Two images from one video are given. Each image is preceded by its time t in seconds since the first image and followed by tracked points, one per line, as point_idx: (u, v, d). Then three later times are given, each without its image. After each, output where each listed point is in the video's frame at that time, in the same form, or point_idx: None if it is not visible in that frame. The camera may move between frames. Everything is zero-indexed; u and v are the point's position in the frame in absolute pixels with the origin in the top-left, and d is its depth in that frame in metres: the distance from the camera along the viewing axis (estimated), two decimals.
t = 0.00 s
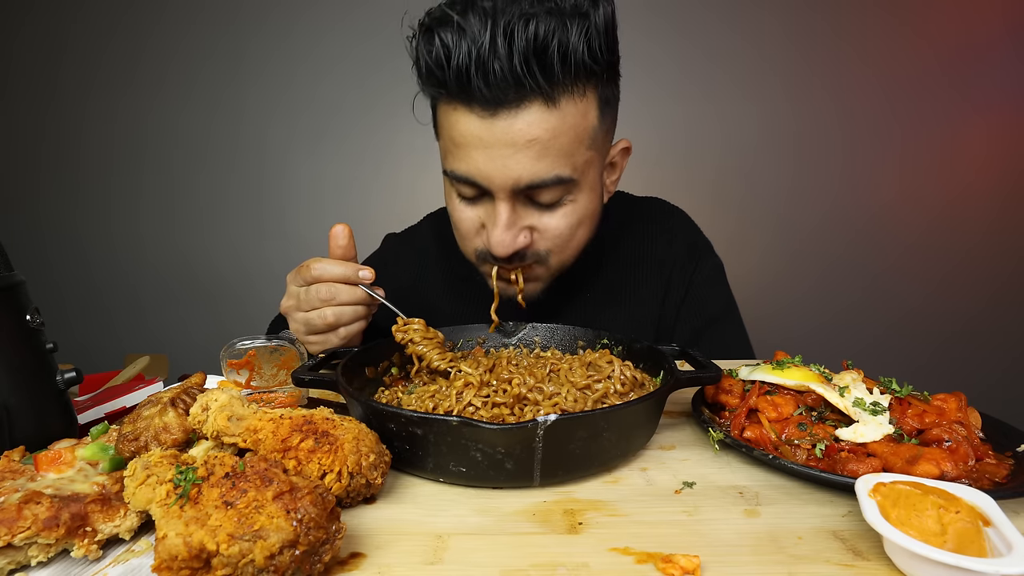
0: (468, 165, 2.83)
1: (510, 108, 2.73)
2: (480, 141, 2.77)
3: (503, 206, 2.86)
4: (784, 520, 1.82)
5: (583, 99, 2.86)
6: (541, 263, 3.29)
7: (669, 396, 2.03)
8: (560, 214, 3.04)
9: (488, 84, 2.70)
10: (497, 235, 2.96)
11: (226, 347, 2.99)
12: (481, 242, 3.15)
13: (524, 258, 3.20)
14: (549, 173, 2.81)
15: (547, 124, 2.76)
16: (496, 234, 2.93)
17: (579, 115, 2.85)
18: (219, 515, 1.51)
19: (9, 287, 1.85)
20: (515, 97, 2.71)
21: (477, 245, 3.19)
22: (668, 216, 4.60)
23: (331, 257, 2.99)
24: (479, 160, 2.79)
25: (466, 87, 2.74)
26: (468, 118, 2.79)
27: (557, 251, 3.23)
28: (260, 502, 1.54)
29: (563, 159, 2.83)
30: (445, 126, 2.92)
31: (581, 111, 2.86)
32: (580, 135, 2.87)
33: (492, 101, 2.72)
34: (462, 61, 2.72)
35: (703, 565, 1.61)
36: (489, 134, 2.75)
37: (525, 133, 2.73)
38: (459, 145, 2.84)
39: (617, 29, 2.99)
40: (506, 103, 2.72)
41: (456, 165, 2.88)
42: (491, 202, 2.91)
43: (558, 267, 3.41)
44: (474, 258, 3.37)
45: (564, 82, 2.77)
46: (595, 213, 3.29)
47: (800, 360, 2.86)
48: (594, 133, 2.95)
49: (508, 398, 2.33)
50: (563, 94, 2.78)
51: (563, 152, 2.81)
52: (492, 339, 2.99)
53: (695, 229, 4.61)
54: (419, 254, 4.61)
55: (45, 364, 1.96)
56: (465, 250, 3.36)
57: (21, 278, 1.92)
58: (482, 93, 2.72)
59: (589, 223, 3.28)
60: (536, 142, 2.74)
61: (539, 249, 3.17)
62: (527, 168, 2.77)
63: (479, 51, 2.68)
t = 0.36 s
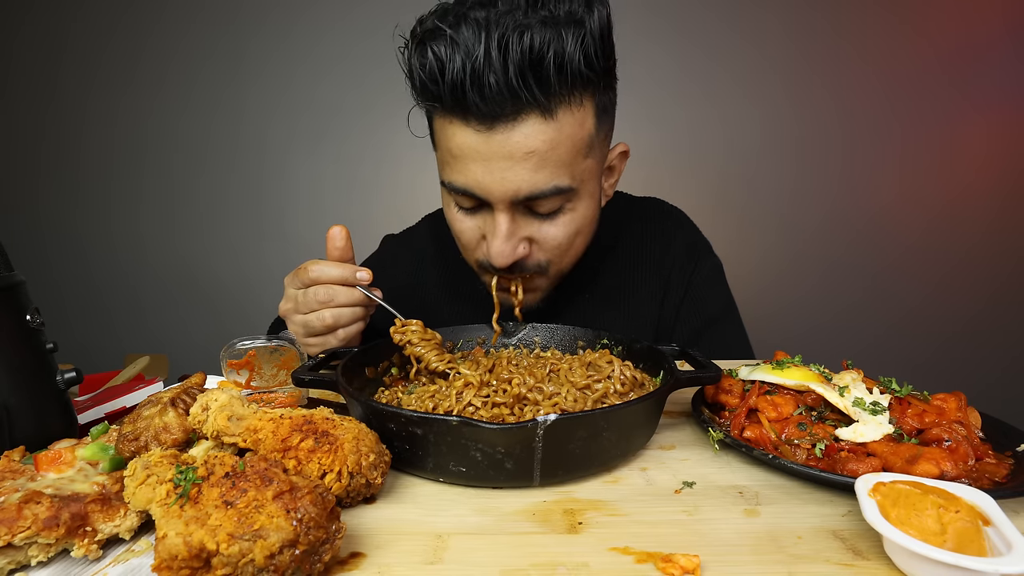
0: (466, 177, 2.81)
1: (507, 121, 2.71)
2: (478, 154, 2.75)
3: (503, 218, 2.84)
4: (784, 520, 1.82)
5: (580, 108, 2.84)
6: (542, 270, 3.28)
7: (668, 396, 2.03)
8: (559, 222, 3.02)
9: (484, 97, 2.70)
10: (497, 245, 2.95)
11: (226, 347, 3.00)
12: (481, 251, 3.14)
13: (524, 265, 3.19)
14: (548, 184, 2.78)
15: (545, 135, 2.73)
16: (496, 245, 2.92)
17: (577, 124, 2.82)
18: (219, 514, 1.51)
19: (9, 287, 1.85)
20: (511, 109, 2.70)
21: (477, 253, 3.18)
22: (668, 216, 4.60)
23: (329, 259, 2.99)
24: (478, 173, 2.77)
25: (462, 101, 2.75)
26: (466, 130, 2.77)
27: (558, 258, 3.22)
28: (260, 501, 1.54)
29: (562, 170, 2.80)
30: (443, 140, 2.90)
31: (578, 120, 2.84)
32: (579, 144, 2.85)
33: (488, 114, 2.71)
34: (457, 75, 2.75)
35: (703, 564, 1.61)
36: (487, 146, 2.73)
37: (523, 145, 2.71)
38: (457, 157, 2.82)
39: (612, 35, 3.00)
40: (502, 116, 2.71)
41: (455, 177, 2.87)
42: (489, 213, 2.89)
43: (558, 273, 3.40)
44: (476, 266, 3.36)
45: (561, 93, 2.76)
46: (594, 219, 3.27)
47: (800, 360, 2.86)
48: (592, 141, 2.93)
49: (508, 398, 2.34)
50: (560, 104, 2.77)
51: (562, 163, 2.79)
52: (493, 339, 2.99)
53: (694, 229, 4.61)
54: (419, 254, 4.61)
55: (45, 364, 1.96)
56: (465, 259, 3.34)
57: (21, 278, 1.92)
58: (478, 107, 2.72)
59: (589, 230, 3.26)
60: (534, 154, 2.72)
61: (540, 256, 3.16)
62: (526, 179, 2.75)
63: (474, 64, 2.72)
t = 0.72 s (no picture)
0: (464, 167, 2.81)
1: (505, 112, 2.72)
2: (477, 144, 2.76)
3: (499, 209, 2.84)
4: (783, 520, 1.82)
5: (580, 103, 2.85)
6: (538, 268, 3.27)
7: (668, 396, 2.03)
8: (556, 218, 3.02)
9: (484, 87, 2.71)
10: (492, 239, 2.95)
11: (226, 347, 3.00)
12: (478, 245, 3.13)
13: (520, 262, 3.18)
14: (545, 177, 2.78)
15: (544, 127, 2.74)
16: (491, 238, 2.91)
17: (576, 118, 2.83)
18: (219, 514, 1.51)
19: (9, 287, 1.85)
20: (511, 100, 2.71)
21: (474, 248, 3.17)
22: (667, 216, 4.60)
23: (330, 260, 2.99)
24: (475, 162, 2.77)
25: (463, 90, 2.75)
26: (466, 120, 2.78)
27: (554, 255, 3.21)
28: (260, 501, 1.54)
29: (560, 163, 2.80)
30: (442, 130, 2.91)
31: (578, 114, 2.84)
32: (577, 139, 2.86)
33: (488, 104, 2.72)
34: (458, 64, 2.75)
35: (703, 564, 1.61)
36: (486, 136, 2.74)
37: (522, 135, 2.72)
38: (456, 147, 2.83)
39: (615, 34, 3.00)
40: (501, 107, 2.72)
41: (452, 167, 2.87)
42: (486, 204, 2.89)
43: (554, 272, 3.39)
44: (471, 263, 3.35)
45: (561, 87, 2.77)
46: (592, 218, 3.27)
47: (800, 359, 2.86)
48: (591, 137, 2.94)
49: (508, 398, 2.34)
50: (559, 98, 2.77)
51: (560, 156, 2.79)
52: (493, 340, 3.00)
53: (694, 229, 4.61)
54: (419, 254, 4.61)
55: (45, 364, 1.96)
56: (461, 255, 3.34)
57: (21, 278, 1.92)
58: (478, 97, 2.73)
59: (585, 228, 3.26)
60: (533, 145, 2.73)
61: (536, 253, 3.15)
62: (523, 170, 2.75)
63: (476, 54, 2.72)
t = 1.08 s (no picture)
0: (461, 162, 2.87)
1: (501, 109, 2.77)
2: (473, 139, 2.82)
3: (495, 205, 2.89)
4: (784, 520, 1.82)
5: (576, 100, 2.88)
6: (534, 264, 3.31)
7: (668, 395, 2.03)
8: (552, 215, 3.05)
9: (481, 85, 2.74)
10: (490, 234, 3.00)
11: (226, 347, 3.00)
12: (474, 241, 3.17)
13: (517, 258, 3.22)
14: (540, 173, 2.83)
15: (539, 124, 2.80)
16: (487, 233, 2.97)
17: (572, 116, 2.88)
18: (219, 514, 1.51)
19: (9, 287, 1.85)
20: (506, 98, 2.75)
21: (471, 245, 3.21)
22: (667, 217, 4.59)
23: (329, 259, 2.98)
24: (471, 157, 2.84)
25: (459, 88, 2.78)
26: (462, 116, 2.83)
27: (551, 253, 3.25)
28: (260, 501, 1.54)
29: (554, 159, 2.86)
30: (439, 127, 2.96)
31: (575, 112, 2.89)
32: (573, 137, 2.91)
33: (484, 101, 2.77)
34: (455, 62, 2.75)
35: (703, 564, 1.61)
36: (481, 132, 2.80)
37: (516, 132, 2.78)
38: (453, 143, 2.89)
39: (613, 31, 2.97)
40: (497, 104, 2.76)
41: (449, 162, 2.93)
42: (482, 200, 2.94)
43: (551, 269, 3.42)
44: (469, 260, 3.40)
45: (557, 84, 2.79)
46: (590, 216, 3.29)
47: (801, 359, 2.87)
48: (588, 135, 2.98)
49: (508, 398, 2.34)
50: (555, 95, 2.81)
51: (555, 152, 2.85)
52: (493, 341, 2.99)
53: (694, 229, 4.61)
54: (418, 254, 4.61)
55: (45, 364, 1.96)
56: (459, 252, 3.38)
57: (21, 278, 1.92)
58: (474, 93, 2.76)
59: (583, 227, 3.29)
60: (528, 141, 2.79)
61: (533, 251, 3.19)
62: (518, 166, 2.81)
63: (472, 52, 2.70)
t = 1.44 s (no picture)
0: (553, 105, 3.15)
1: (584, 50, 3.19)
2: (565, 85, 3.13)
3: (587, 138, 3.18)
4: (783, 519, 1.82)
5: (597, 57, 3.21)
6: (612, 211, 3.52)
7: (668, 395, 2.03)
8: (619, 149, 3.38)
9: (578, 30, 3.16)
10: (571, 190, 3.34)
11: (226, 347, 3.00)
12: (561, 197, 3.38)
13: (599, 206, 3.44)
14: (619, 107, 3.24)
15: (604, 74, 3.20)
16: (588, 164, 3.21)
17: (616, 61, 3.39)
18: (219, 514, 1.51)
19: (9, 287, 1.85)
20: (585, 36, 3.19)
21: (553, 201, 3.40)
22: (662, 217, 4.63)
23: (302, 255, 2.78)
24: (570, 102, 3.13)
25: (558, 34, 3.15)
26: (555, 57, 3.17)
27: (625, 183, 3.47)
28: (260, 501, 1.54)
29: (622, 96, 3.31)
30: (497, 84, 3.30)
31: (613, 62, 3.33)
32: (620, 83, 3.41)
33: (578, 44, 3.17)
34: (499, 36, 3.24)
35: (702, 564, 1.61)
36: (569, 69, 3.15)
37: (597, 68, 3.18)
38: (544, 92, 3.15)
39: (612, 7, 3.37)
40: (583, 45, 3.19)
41: (545, 108, 3.16)
42: (573, 143, 3.23)
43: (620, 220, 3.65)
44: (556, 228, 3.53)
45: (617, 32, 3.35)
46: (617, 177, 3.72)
47: (800, 359, 2.87)
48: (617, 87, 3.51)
49: (508, 398, 2.33)
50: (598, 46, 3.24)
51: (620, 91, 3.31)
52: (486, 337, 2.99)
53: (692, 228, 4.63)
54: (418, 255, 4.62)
55: (45, 365, 1.96)
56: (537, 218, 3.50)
57: (21, 278, 1.92)
58: (517, 50, 3.22)
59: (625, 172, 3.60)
60: (575, 95, 3.13)
61: (615, 182, 3.39)
62: (605, 100, 3.17)
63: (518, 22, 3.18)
